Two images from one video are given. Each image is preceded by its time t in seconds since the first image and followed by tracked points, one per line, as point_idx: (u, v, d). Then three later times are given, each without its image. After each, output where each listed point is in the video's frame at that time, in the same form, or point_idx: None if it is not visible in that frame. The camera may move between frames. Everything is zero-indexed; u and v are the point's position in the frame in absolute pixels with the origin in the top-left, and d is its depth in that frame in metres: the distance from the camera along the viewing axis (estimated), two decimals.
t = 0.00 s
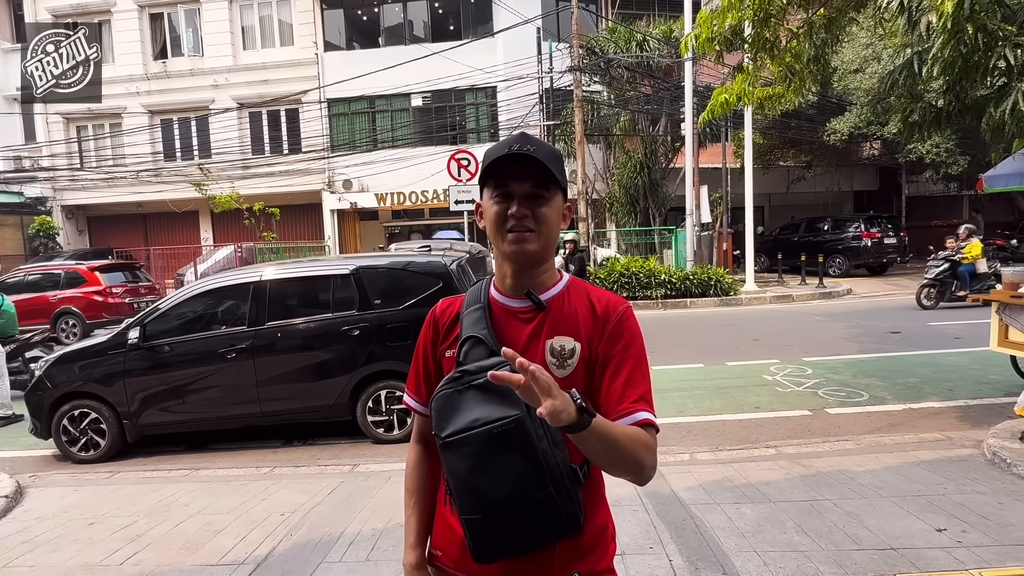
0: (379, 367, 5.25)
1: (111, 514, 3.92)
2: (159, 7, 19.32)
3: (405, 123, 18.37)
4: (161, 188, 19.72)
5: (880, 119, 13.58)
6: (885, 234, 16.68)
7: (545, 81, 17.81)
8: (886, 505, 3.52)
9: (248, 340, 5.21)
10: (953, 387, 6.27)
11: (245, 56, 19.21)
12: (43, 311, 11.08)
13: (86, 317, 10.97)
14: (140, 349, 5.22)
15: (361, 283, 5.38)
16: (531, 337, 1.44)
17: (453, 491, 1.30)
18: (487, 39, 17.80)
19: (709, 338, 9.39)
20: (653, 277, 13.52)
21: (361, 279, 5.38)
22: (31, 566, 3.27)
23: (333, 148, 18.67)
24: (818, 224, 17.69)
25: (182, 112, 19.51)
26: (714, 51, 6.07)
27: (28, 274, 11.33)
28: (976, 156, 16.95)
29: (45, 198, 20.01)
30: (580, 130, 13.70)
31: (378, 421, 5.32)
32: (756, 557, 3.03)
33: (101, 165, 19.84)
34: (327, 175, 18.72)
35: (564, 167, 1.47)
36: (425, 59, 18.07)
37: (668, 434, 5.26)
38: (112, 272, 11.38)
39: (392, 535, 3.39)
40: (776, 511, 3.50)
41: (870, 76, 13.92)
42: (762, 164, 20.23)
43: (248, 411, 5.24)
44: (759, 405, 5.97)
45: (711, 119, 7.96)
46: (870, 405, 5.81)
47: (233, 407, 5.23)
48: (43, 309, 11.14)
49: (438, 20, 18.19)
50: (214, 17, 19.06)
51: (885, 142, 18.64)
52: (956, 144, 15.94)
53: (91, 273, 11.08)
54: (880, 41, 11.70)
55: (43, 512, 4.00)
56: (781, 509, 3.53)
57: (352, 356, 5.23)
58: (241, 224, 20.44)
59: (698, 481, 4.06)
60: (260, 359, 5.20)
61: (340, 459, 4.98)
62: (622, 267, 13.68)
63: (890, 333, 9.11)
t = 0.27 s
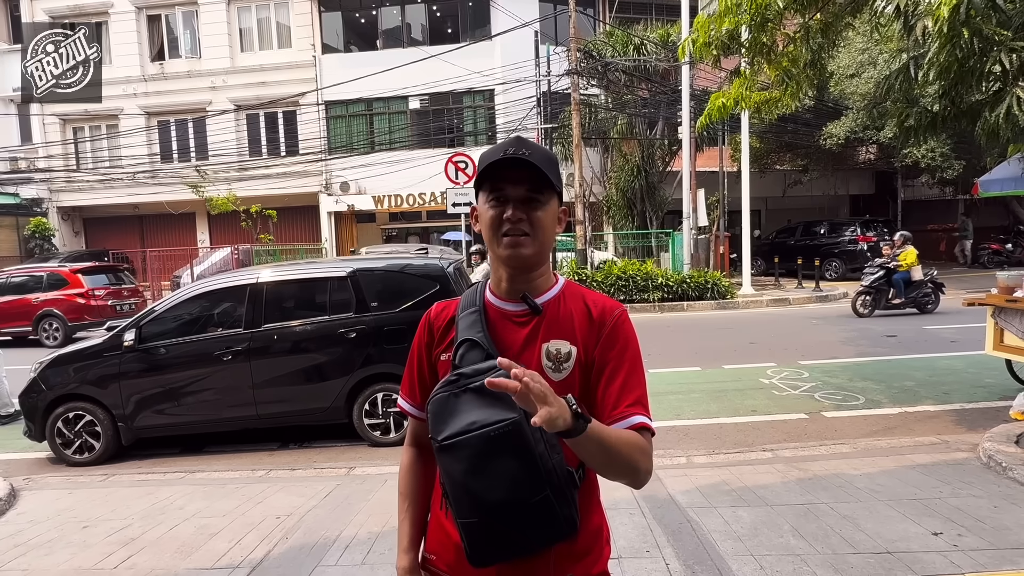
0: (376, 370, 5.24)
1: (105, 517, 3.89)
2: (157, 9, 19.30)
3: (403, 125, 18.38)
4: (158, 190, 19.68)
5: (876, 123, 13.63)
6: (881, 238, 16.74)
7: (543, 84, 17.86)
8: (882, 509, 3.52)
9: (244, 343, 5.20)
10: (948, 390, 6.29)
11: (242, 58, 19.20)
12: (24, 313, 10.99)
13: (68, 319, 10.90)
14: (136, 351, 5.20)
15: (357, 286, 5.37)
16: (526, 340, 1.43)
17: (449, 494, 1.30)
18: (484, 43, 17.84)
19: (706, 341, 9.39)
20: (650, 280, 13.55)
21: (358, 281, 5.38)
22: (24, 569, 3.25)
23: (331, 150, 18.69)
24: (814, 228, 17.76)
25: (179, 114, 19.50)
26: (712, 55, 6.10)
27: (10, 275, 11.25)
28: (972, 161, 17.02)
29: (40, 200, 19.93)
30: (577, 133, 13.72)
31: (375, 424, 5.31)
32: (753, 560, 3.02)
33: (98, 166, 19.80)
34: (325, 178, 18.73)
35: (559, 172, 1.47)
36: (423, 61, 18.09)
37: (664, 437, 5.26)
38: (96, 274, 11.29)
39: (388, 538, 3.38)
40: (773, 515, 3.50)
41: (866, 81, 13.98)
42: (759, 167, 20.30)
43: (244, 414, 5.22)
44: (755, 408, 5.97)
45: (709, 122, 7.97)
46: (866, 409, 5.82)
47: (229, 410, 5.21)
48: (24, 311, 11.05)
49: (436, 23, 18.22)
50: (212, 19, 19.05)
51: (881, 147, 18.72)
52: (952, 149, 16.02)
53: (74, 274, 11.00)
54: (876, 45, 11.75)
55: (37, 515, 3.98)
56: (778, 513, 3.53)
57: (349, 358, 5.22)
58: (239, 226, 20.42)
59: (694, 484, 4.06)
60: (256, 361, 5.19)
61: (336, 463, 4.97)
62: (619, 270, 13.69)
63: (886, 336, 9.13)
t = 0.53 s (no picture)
0: (373, 372, 5.23)
1: (100, 520, 3.88)
2: (155, 10, 19.29)
3: (400, 128, 18.39)
4: (155, 192, 19.65)
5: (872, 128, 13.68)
6: (877, 242, 16.79)
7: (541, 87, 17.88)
8: (879, 513, 3.53)
9: (240, 345, 5.18)
10: (944, 394, 6.30)
11: (240, 60, 19.20)
12: (9, 314, 10.96)
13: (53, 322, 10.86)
14: (132, 353, 5.18)
15: (354, 288, 5.37)
16: (521, 339, 1.43)
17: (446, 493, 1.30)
18: (482, 46, 17.88)
19: (702, 345, 9.40)
20: (647, 283, 13.56)
21: (355, 284, 5.37)
22: (17, 572, 3.23)
23: (329, 153, 18.71)
24: (811, 232, 17.81)
25: (177, 116, 19.48)
26: (709, 59, 6.11)
27: None
28: (967, 166, 17.09)
29: (37, 201, 19.86)
30: (576, 136, 13.73)
31: (371, 426, 5.30)
32: (749, 564, 3.02)
33: (95, 168, 19.76)
34: (322, 180, 18.73)
35: (546, 174, 1.47)
36: (421, 64, 18.09)
37: (661, 441, 5.26)
38: (81, 277, 11.24)
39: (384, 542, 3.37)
40: (770, 519, 3.50)
41: (862, 85, 14.04)
42: (756, 171, 20.35)
43: (240, 416, 5.21)
44: (752, 412, 5.98)
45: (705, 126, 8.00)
46: (863, 412, 5.83)
47: (225, 412, 5.20)
48: (9, 313, 11.01)
49: (434, 26, 18.26)
50: (210, 21, 19.06)
51: (877, 151, 18.77)
52: (947, 153, 16.09)
53: (59, 277, 10.96)
54: (872, 49, 11.81)
55: (32, 518, 3.96)
56: (775, 516, 3.53)
57: (345, 361, 5.20)
58: (236, 228, 20.38)
59: (691, 487, 4.06)
60: (252, 364, 5.18)
61: (332, 465, 4.96)
62: (617, 273, 13.67)
63: (882, 340, 9.15)
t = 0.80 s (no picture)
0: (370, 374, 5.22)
1: (95, 522, 3.86)
2: (154, 11, 19.28)
3: (398, 130, 18.39)
4: (152, 193, 19.62)
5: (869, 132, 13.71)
6: (874, 246, 16.83)
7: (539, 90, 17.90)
8: (876, 516, 3.53)
9: (237, 346, 5.17)
10: (941, 398, 6.31)
11: (239, 62, 19.19)
12: None
13: (40, 323, 10.81)
14: (128, 354, 5.16)
15: (352, 290, 5.36)
16: (518, 338, 1.43)
17: (445, 490, 1.31)
18: (480, 48, 17.90)
19: (700, 348, 9.41)
20: (644, 286, 13.56)
21: (353, 285, 5.37)
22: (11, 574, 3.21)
23: (327, 155, 18.71)
24: (808, 235, 17.84)
25: (175, 117, 19.46)
26: (707, 62, 6.12)
27: None
28: (964, 170, 17.15)
29: (33, 201, 19.80)
30: (574, 139, 13.72)
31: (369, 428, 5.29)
32: (747, 566, 3.02)
33: (92, 168, 19.73)
34: (320, 182, 18.72)
35: (540, 183, 1.45)
36: (419, 67, 18.10)
37: (658, 443, 5.25)
38: (69, 278, 11.20)
39: (381, 544, 3.36)
40: (767, 522, 3.50)
41: (860, 89, 14.07)
42: (753, 175, 20.39)
43: (237, 418, 5.19)
44: (749, 415, 5.98)
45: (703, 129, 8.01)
46: (859, 416, 5.83)
47: (222, 414, 5.18)
48: None
49: (433, 29, 18.27)
50: (208, 22, 19.05)
51: (874, 155, 18.83)
52: (944, 158, 16.16)
53: (47, 278, 10.92)
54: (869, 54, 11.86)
55: (27, 520, 3.94)
56: (772, 520, 3.53)
57: (343, 362, 5.19)
58: (233, 229, 20.35)
59: (689, 490, 4.05)
60: (249, 365, 5.16)
61: (329, 468, 4.94)
62: (614, 276, 13.67)
63: (879, 344, 9.17)
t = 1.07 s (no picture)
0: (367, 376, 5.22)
1: (91, 523, 3.85)
2: (152, 12, 19.28)
3: (397, 132, 18.42)
4: (150, 194, 19.59)
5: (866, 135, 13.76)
6: (872, 249, 16.87)
7: (538, 92, 17.94)
8: (873, 519, 3.53)
9: (235, 348, 5.17)
10: (938, 401, 6.32)
11: (237, 63, 19.19)
12: None
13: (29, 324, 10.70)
14: (125, 355, 5.15)
15: (350, 291, 5.36)
16: (518, 342, 1.43)
17: (447, 494, 1.31)
18: (479, 51, 17.93)
19: (697, 350, 9.41)
20: (642, 289, 13.58)
21: (351, 287, 5.37)
22: None
23: (326, 156, 18.72)
24: (806, 239, 17.88)
25: (173, 118, 19.45)
26: (705, 65, 6.14)
27: None
28: (960, 174, 17.20)
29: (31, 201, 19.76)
30: (571, 142, 13.73)
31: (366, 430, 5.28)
32: (743, 569, 3.02)
33: (90, 169, 19.70)
34: (319, 183, 18.71)
35: (547, 186, 1.47)
36: (418, 69, 18.13)
37: (656, 446, 5.26)
38: (59, 279, 11.12)
39: (378, 547, 3.35)
40: (764, 525, 3.50)
41: (857, 93, 14.12)
42: (751, 178, 20.41)
43: (234, 420, 5.19)
44: (747, 418, 5.99)
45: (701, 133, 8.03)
46: (856, 419, 5.84)
47: (219, 416, 5.18)
48: None
49: (432, 31, 18.29)
50: (207, 23, 19.06)
51: (871, 159, 18.88)
52: (941, 162, 16.22)
53: (36, 279, 10.84)
54: (866, 57, 11.91)
55: (22, 521, 3.93)
56: (769, 523, 3.53)
57: (340, 364, 5.19)
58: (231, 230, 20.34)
59: (686, 493, 4.05)
60: (246, 367, 5.16)
61: (326, 469, 4.94)
62: (612, 278, 13.68)
63: (876, 347, 9.19)
